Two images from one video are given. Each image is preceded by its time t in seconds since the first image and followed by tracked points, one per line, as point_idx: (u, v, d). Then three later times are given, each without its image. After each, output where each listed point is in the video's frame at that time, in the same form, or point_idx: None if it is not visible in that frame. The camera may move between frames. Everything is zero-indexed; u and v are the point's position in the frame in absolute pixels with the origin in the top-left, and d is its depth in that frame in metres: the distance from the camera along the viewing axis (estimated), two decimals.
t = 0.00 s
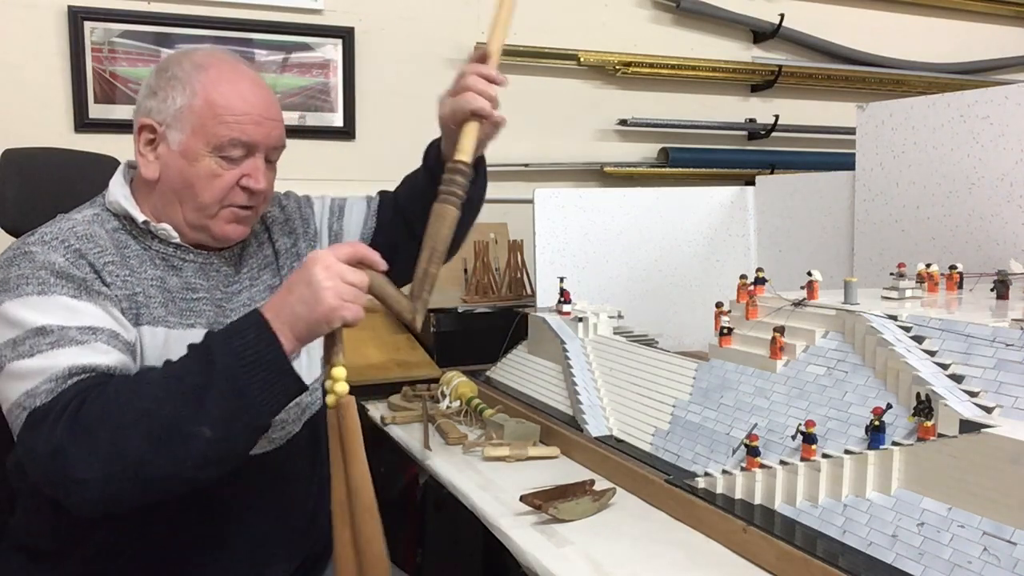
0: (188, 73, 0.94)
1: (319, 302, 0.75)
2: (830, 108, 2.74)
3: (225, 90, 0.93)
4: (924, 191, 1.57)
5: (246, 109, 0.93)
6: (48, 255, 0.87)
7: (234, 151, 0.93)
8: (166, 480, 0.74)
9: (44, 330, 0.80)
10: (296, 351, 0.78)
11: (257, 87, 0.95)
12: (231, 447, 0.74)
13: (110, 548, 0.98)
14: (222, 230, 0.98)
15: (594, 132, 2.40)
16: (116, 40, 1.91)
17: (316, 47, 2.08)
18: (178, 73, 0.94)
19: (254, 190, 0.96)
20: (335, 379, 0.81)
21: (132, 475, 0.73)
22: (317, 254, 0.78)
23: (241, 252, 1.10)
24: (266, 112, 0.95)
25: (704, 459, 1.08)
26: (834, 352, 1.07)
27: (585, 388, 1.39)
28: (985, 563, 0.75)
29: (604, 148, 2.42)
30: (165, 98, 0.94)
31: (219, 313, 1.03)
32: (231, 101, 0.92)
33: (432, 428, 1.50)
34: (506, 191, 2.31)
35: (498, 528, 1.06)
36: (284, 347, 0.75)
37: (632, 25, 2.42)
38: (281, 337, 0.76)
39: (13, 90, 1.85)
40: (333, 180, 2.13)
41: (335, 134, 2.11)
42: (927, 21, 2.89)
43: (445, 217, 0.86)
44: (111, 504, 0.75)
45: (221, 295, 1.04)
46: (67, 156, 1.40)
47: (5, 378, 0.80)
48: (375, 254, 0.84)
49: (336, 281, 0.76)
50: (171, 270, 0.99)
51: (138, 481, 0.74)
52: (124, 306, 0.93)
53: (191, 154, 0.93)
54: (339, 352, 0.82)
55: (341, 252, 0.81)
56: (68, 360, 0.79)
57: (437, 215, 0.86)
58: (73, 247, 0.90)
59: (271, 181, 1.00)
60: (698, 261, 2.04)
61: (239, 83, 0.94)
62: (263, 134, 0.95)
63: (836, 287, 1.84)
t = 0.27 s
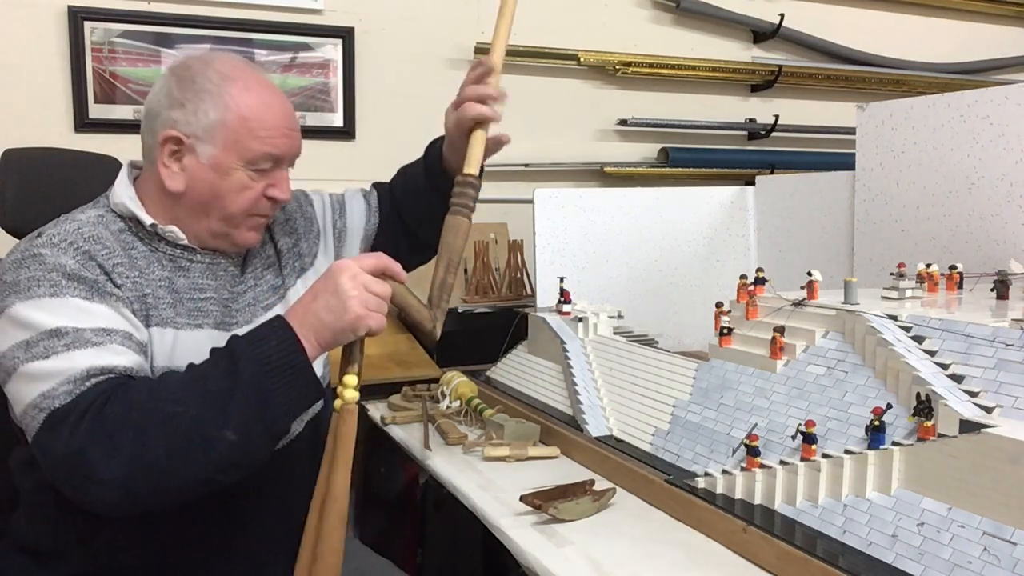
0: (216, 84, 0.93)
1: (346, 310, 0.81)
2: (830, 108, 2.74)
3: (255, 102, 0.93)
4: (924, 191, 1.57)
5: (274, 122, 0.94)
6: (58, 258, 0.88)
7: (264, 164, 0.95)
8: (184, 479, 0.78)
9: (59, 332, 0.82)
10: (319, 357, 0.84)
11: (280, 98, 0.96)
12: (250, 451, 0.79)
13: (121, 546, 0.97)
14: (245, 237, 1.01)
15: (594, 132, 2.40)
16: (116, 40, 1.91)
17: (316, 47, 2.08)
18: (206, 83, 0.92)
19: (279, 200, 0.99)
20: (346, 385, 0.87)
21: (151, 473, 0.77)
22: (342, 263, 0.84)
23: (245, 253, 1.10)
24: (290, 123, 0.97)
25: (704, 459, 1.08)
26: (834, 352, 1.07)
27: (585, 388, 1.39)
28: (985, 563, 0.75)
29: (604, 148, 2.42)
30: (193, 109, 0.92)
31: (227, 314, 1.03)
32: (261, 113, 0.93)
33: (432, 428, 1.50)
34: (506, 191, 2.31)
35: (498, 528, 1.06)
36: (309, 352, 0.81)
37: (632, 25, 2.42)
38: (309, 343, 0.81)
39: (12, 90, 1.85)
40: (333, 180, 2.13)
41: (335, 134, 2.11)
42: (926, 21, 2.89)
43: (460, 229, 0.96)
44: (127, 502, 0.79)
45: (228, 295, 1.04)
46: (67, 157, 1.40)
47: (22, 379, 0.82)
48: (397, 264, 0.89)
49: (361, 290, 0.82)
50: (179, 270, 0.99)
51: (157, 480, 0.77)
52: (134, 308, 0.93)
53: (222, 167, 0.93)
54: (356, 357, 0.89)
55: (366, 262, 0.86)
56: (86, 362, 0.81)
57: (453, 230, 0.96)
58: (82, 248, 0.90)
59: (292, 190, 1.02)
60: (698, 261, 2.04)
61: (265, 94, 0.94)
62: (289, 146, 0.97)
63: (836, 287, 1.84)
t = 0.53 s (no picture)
0: (237, 99, 0.97)
1: (347, 339, 0.86)
2: (830, 107, 2.74)
3: (273, 115, 0.98)
4: (924, 191, 1.57)
5: (291, 133, 1.00)
6: (60, 270, 0.93)
7: (283, 174, 1.01)
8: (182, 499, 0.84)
9: (60, 348, 0.88)
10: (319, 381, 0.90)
11: (293, 107, 1.02)
12: (247, 478, 0.85)
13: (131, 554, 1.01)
14: (263, 240, 1.08)
15: (594, 132, 2.40)
16: (116, 40, 1.91)
17: (316, 47, 2.08)
18: (228, 101, 0.96)
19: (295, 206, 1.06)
20: (348, 413, 0.91)
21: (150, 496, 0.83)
22: (344, 291, 0.88)
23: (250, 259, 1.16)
24: (303, 132, 1.02)
25: (704, 459, 1.08)
26: (834, 352, 1.07)
27: (585, 388, 1.39)
28: (985, 563, 0.75)
29: (604, 148, 2.42)
30: (216, 128, 0.96)
31: (232, 318, 1.09)
32: (281, 126, 0.99)
33: (432, 428, 1.50)
34: (506, 191, 2.31)
35: (498, 528, 1.06)
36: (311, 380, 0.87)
37: (632, 25, 2.42)
38: (309, 370, 0.87)
39: (12, 90, 1.85)
40: (333, 180, 2.13)
41: (335, 134, 2.11)
42: (926, 21, 2.89)
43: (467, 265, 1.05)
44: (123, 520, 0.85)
45: (234, 299, 1.10)
46: (69, 159, 1.40)
47: (21, 392, 0.87)
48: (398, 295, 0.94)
49: (362, 320, 0.87)
50: (183, 278, 1.04)
51: (156, 501, 0.84)
52: (138, 318, 0.99)
53: (246, 182, 0.99)
54: (356, 386, 0.92)
55: (370, 290, 0.91)
56: (87, 382, 0.87)
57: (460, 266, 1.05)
58: (85, 260, 0.96)
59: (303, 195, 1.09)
60: (698, 261, 2.04)
61: (281, 107, 0.99)
62: (304, 154, 1.03)
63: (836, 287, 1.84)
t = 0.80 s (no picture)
0: (239, 101, 0.97)
1: (334, 359, 0.87)
2: (830, 107, 2.74)
3: (276, 116, 0.98)
4: (924, 191, 1.57)
5: (295, 134, 1.00)
6: (59, 272, 0.93)
7: (287, 175, 1.01)
8: (168, 514, 0.85)
9: (53, 355, 0.88)
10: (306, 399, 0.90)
11: (295, 108, 1.02)
12: (233, 494, 0.86)
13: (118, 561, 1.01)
14: (267, 242, 1.08)
15: (594, 132, 2.40)
16: (116, 40, 1.91)
17: (316, 47, 2.08)
18: (230, 103, 0.96)
19: (298, 206, 1.06)
20: (346, 430, 0.93)
21: (135, 510, 0.83)
22: (333, 308, 0.89)
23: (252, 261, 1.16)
24: (306, 134, 1.02)
25: (704, 459, 1.08)
26: (834, 352, 1.07)
27: (585, 388, 1.39)
28: (985, 563, 0.75)
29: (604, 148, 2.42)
30: (219, 129, 0.96)
31: (233, 320, 1.09)
32: (284, 127, 0.99)
33: (432, 429, 1.51)
34: (506, 191, 2.31)
35: (498, 528, 1.06)
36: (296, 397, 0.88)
37: (632, 25, 2.42)
38: (298, 389, 0.88)
39: (12, 90, 1.85)
40: (333, 180, 2.13)
41: (335, 134, 2.11)
42: (926, 21, 2.89)
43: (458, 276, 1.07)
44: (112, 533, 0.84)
45: (235, 300, 1.10)
46: (71, 160, 1.41)
47: (14, 400, 0.88)
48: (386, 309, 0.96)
49: (350, 338, 0.88)
50: (183, 279, 1.04)
51: (141, 516, 0.84)
52: (137, 322, 0.99)
53: (250, 183, 0.99)
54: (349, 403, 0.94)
55: (358, 308, 0.93)
56: (76, 393, 0.87)
57: (451, 278, 1.07)
58: (84, 262, 0.95)
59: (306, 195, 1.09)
60: (698, 261, 2.04)
61: (283, 108, 0.99)
62: (306, 155, 1.03)
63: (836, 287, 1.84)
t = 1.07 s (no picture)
0: (242, 103, 0.97)
1: (306, 369, 0.85)
2: (830, 107, 2.74)
3: (279, 118, 0.99)
4: (924, 192, 1.57)
5: (298, 134, 1.00)
6: (56, 276, 0.93)
7: (291, 175, 1.02)
8: (145, 524, 0.85)
9: (42, 361, 0.88)
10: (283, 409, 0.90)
11: (297, 109, 1.02)
12: (207, 506, 0.86)
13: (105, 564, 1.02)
14: (274, 243, 1.08)
15: (594, 132, 2.40)
16: (116, 40, 1.91)
17: (316, 47, 2.08)
18: (233, 105, 0.97)
19: (304, 205, 1.07)
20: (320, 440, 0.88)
21: (111, 519, 0.84)
22: (306, 319, 0.88)
23: (256, 263, 1.16)
24: (309, 133, 1.03)
25: (704, 459, 1.09)
26: (834, 352, 1.07)
27: (585, 388, 1.39)
28: (985, 563, 0.75)
29: (604, 148, 2.42)
30: (223, 132, 0.96)
31: (235, 321, 1.09)
32: (288, 128, 0.99)
33: (432, 429, 1.51)
34: (506, 191, 2.31)
35: (498, 528, 1.06)
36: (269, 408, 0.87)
37: (632, 25, 2.42)
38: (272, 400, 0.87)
39: (12, 90, 1.85)
40: (333, 180, 2.13)
41: (335, 134, 2.11)
42: (926, 22, 2.89)
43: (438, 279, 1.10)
44: (88, 541, 0.85)
45: (237, 302, 1.10)
46: (71, 161, 1.41)
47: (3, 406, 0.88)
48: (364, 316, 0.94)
49: (323, 350, 0.86)
50: (185, 282, 1.04)
51: (117, 525, 0.85)
52: (134, 327, 0.99)
53: (256, 185, 0.99)
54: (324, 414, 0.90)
55: (330, 316, 0.91)
56: (60, 402, 0.87)
57: (430, 281, 1.10)
58: (82, 266, 0.95)
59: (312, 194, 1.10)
60: (698, 261, 2.04)
61: (285, 109, 1.00)
62: (309, 154, 1.03)
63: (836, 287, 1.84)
